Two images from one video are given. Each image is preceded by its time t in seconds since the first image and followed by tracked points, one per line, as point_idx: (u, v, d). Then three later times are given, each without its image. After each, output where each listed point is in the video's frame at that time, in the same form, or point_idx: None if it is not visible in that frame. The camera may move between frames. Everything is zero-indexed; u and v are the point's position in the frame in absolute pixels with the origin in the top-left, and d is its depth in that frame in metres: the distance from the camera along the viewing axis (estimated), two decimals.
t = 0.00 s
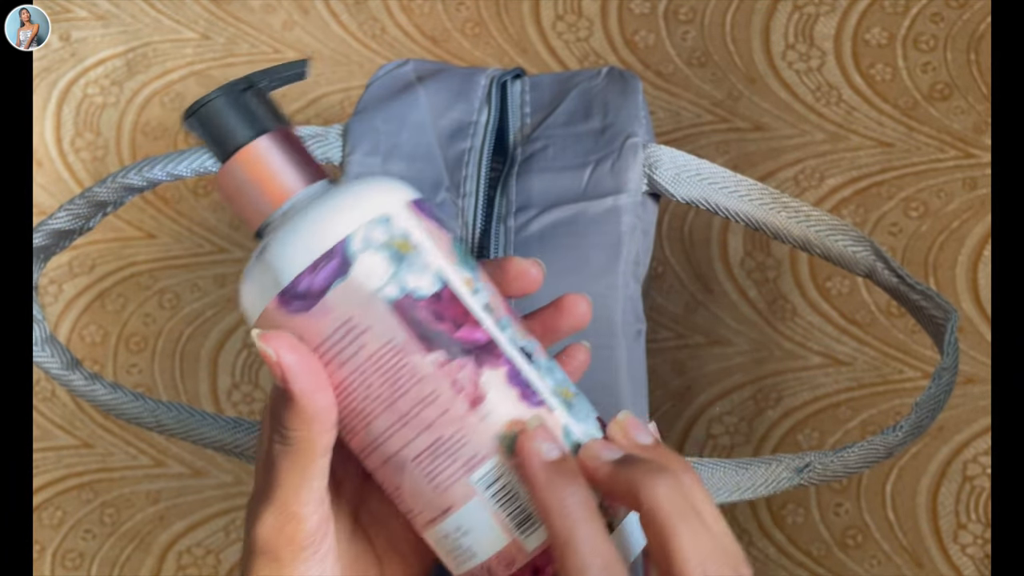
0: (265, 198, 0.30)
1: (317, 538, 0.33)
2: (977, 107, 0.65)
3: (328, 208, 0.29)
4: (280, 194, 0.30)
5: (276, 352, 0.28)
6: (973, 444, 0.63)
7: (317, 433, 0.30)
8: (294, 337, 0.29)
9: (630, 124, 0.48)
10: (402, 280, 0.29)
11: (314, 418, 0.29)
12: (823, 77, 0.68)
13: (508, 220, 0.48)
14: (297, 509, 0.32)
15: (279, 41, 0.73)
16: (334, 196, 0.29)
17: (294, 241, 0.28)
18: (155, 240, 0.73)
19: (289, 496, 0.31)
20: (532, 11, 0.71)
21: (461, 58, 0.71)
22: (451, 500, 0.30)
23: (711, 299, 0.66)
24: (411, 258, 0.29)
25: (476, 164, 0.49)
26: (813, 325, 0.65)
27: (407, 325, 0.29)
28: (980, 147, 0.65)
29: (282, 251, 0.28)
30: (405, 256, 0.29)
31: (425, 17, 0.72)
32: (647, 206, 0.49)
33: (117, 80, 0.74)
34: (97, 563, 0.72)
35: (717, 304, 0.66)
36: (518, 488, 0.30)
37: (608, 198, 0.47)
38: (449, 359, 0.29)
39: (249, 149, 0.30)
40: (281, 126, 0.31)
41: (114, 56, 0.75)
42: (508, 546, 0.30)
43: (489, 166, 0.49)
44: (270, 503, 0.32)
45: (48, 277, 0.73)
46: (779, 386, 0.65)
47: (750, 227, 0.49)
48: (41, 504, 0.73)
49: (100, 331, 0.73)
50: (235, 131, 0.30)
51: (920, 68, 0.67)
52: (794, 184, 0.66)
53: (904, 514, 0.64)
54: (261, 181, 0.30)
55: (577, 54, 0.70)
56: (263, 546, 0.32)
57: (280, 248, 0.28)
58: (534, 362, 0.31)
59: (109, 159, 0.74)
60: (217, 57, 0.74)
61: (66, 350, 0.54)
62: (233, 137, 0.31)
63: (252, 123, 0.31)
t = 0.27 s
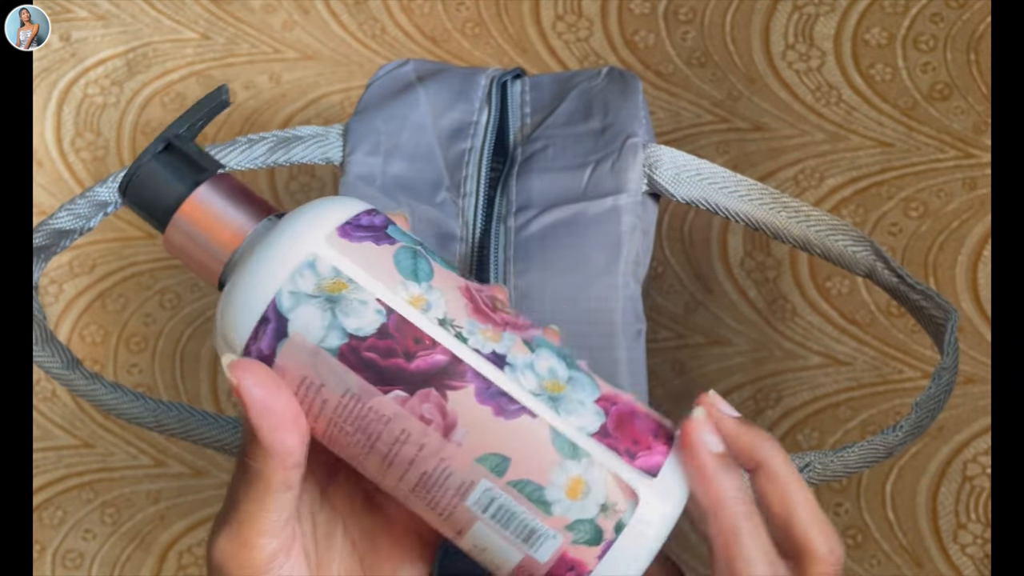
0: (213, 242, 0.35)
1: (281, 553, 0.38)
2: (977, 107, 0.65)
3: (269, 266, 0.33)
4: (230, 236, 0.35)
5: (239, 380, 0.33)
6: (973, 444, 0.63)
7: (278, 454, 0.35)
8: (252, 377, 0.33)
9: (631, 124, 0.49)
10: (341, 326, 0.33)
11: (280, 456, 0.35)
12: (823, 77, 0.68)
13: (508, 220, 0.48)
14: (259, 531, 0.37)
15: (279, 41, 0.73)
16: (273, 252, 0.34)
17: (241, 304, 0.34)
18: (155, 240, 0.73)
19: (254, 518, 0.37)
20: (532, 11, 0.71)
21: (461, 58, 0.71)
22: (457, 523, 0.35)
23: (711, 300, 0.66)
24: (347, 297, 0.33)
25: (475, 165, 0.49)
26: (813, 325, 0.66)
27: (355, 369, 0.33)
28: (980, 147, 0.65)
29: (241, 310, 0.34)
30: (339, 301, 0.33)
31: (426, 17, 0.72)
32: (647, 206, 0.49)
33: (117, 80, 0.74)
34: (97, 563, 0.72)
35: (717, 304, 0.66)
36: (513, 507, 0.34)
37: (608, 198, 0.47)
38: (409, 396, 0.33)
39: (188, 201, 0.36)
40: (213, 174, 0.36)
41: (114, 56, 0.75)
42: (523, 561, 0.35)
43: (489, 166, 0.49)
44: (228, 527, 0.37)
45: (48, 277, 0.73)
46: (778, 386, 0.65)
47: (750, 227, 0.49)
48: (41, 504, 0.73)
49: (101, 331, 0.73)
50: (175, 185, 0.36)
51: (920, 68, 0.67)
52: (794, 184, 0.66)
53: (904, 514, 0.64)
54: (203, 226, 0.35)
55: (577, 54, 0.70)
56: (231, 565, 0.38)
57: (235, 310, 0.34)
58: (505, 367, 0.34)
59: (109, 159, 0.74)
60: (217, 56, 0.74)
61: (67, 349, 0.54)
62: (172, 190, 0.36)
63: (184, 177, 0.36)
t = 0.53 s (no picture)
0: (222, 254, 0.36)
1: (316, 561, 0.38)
2: (977, 107, 0.65)
3: (288, 290, 0.33)
4: (236, 245, 0.36)
5: (261, 443, 0.32)
6: (973, 444, 0.63)
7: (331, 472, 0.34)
8: (277, 430, 0.32)
9: (631, 124, 0.49)
10: (373, 340, 0.34)
11: (330, 480, 0.34)
12: (823, 78, 0.68)
13: (508, 220, 0.48)
14: (306, 541, 0.37)
15: (279, 41, 0.73)
16: (290, 277, 0.34)
17: (267, 332, 0.34)
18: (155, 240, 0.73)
19: (298, 530, 0.36)
20: (532, 11, 0.71)
21: (461, 58, 0.71)
22: (512, 509, 0.36)
23: (711, 300, 0.66)
24: (374, 309, 0.34)
25: (475, 165, 0.49)
26: (813, 325, 0.66)
27: (394, 382, 0.34)
28: (980, 147, 0.65)
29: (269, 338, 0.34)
30: (365, 314, 0.34)
31: (426, 17, 0.72)
32: (647, 206, 0.49)
33: (117, 80, 0.74)
34: (96, 563, 0.72)
35: (718, 304, 0.66)
36: (566, 492, 0.35)
37: (608, 198, 0.47)
38: (450, 400, 0.34)
39: (185, 218, 0.36)
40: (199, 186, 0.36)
41: (114, 55, 0.75)
42: (582, 536, 0.37)
43: (489, 166, 0.49)
44: (280, 533, 0.37)
45: (48, 277, 0.73)
46: (778, 386, 0.65)
47: (751, 226, 0.49)
48: (41, 504, 0.73)
49: (100, 331, 0.73)
50: (167, 200, 0.36)
51: (920, 68, 0.67)
52: (794, 184, 0.66)
53: (904, 514, 0.64)
54: (205, 241, 0.36)
55: (577, 54, 0.70)
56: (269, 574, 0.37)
57: (263, 337, 0.34)
58: (541, 358, 0.34)
59: (109, 159, 0.73)
60: (217, 56, 0.74)
61: (66, 349, 0.54)
62: (165, 206, 0.36)
63: (173, 193, 0.36)
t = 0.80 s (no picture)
0: (228, 224, 0.36)
1: (295, 543, 0.38)
2: (977, 107, 0.65)
3: (294, 263, 0.33)
4: (242, 214, 0.36)
5: (263, 403, 0.33)
6: (973, 444, 0.63)
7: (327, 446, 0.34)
8: (277, 389, 0.33)
9: (630, 124, 0.49)
10: (367, 330, 0.34)
11: (323, 447, 0.34)
12: (823, 77, 0.68)
13: (508, 220, 0.48)
14: (287, 519, 0.36)
15: (279, 41, 0.73)
16: (296, 249, 0.33)
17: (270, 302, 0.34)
18: (155, 240, 0.73)
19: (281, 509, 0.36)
20: (532, 11, 0.71)
21: (461, 58, 0.71)
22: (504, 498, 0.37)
23: (711, 300, 0.66)
24: (370, 299, 0.33)
25: (475, 165, 0.48)
26: (813, 325, 0.66)
27: (388, 371, 0.34)
28: (980, 147, 0.65)
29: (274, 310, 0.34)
30: (361, 304, 0.33)
31: (425, 17, 0.72)
32: (647, 206, 0.49)
33: (117, 80, 0.74)
34: (96, 563, 0.72)
35: (718, 304, 0.66)
36: (556, 490, 0.36)
37: (608, 198, 0.47)
38: (443, 394, 0.34)
39: (192, 186, 0.36)
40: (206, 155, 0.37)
41: (114, 55, 0.74)
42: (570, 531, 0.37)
43: (489, 166, 0.49)
44: (262, 512, 0.36)
45: (48, 277, 0.73)
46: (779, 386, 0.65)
47: (751, 227, 0.49)
48: (41, 504, 0.73)
49: (100, 331, 0.73)
50: (175, 168, 0.36)
51: (920, 68, 0.67)
52: (794, 184, 0.66)
53: (904, 514, 0.63)
54: (212, 210, 0.36)
55: (577, 54, 0.70)
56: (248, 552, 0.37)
57: (264, 307, 0.34)
58: (537, 355, 0.34)
59: (109, 159, 0.73)
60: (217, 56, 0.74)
61: (66, 349, 0.54)
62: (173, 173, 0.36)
63: (181, 159, 0.37)
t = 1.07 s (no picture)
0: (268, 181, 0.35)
1: (293, 541, 0.38)
2: (977, 107, 0.65)
3: (323, 213, 0.33)
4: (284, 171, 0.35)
5: (249, 372, 0.33)
6: (973, 444, 0.63)
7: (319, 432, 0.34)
8: (267, 362, 0.33)
9: (630, 123, 0.49)
10: (344, 343, 0.34)
11: (316, 429, 0.34)
12: (824, 77, 0.68)
13: (508, 220, 0.48)
14: (283, 511, 0.36)
15: (279, 41, 0.73)
16: (328, 200, 0.33)
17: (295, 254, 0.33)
18: (154, 240, 0.73)
19: (274, 499, 0.36)
20: (532, 11, 0.71)
21: (461, 58, 0.71)
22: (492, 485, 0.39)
23: (711, 300, 0.66)
24: (344, 317, 0.34)
25: (475, 165, 0.48)
26: (813, 325, 0.65)
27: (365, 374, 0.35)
28: (981, 147, 0.65)
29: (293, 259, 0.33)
30: (337, 319, 0.34)
31: (425, 17, 0.72)
32: (647, 206, 0.49)
33: (117, 80, 0.74)
34: (96, 564, 0.72)
35: (718, 304, 0.66)
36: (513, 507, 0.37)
37: (608, 198, 0.47)
38: (412, 408, 0.35)
39: (238, 141, 0.35)
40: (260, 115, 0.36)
41: (114, 56, 0.74)
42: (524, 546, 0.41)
43: (490, 166, 0.49)
44: (261, 505, 0.36)
45: (48, 277, 0.73)
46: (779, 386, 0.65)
47: (751, 227, 0.49)
48: (41, 504, 0.73)
49: (100, 331, 0.73)
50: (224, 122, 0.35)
51: (920, 68, 0.67)
52: (794, 184, 0.66)
53: (905, 514, 0.63)
54: (255, 166, 0.35)
55: (577, 54, 0.70)
56: (249, 546, 0.37)
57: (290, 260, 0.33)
58: (494, 398, 0.34)
59: (109, 159, 0.73)
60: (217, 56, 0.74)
61: (66, 349, 0.54)
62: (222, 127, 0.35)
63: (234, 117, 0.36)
